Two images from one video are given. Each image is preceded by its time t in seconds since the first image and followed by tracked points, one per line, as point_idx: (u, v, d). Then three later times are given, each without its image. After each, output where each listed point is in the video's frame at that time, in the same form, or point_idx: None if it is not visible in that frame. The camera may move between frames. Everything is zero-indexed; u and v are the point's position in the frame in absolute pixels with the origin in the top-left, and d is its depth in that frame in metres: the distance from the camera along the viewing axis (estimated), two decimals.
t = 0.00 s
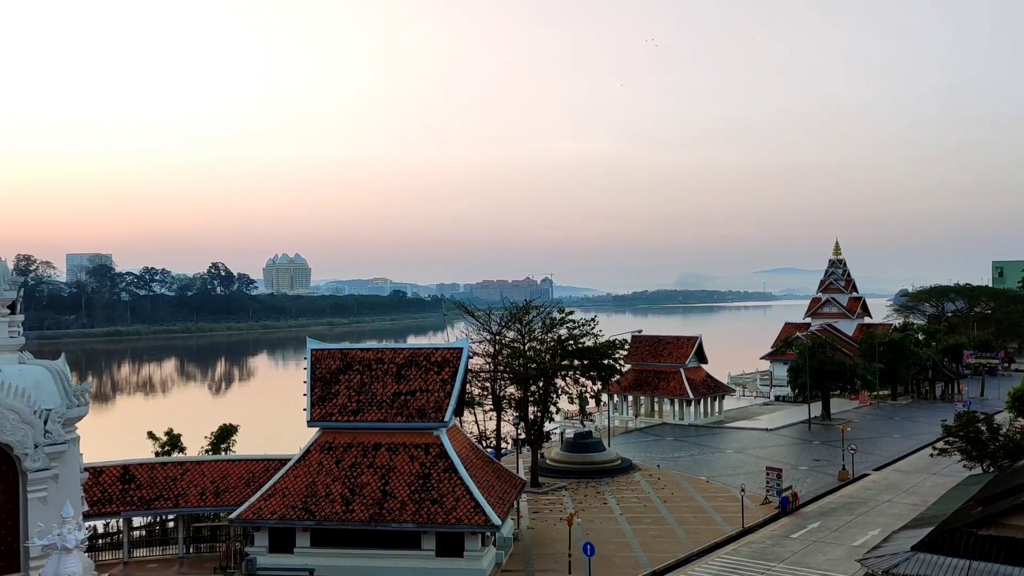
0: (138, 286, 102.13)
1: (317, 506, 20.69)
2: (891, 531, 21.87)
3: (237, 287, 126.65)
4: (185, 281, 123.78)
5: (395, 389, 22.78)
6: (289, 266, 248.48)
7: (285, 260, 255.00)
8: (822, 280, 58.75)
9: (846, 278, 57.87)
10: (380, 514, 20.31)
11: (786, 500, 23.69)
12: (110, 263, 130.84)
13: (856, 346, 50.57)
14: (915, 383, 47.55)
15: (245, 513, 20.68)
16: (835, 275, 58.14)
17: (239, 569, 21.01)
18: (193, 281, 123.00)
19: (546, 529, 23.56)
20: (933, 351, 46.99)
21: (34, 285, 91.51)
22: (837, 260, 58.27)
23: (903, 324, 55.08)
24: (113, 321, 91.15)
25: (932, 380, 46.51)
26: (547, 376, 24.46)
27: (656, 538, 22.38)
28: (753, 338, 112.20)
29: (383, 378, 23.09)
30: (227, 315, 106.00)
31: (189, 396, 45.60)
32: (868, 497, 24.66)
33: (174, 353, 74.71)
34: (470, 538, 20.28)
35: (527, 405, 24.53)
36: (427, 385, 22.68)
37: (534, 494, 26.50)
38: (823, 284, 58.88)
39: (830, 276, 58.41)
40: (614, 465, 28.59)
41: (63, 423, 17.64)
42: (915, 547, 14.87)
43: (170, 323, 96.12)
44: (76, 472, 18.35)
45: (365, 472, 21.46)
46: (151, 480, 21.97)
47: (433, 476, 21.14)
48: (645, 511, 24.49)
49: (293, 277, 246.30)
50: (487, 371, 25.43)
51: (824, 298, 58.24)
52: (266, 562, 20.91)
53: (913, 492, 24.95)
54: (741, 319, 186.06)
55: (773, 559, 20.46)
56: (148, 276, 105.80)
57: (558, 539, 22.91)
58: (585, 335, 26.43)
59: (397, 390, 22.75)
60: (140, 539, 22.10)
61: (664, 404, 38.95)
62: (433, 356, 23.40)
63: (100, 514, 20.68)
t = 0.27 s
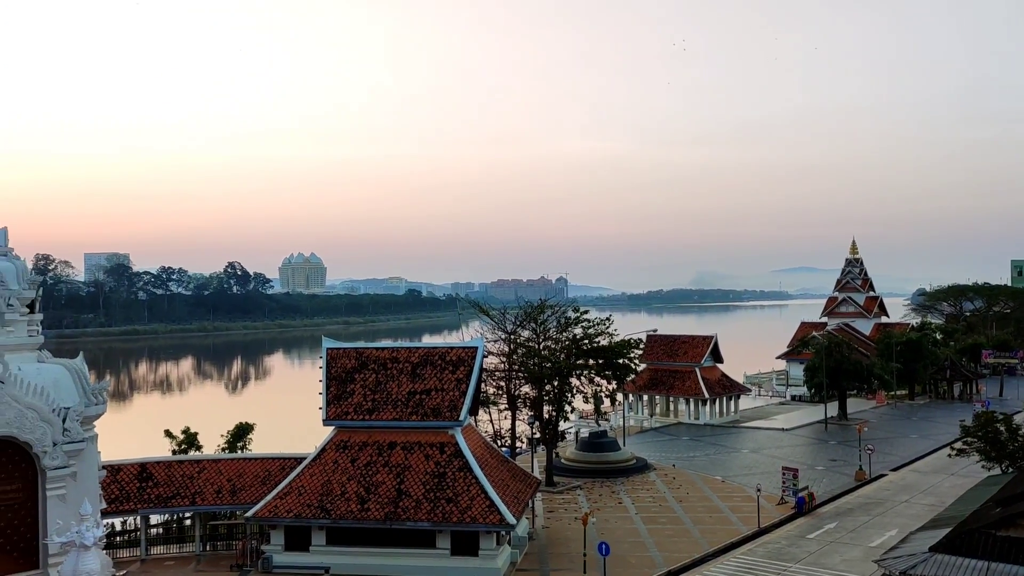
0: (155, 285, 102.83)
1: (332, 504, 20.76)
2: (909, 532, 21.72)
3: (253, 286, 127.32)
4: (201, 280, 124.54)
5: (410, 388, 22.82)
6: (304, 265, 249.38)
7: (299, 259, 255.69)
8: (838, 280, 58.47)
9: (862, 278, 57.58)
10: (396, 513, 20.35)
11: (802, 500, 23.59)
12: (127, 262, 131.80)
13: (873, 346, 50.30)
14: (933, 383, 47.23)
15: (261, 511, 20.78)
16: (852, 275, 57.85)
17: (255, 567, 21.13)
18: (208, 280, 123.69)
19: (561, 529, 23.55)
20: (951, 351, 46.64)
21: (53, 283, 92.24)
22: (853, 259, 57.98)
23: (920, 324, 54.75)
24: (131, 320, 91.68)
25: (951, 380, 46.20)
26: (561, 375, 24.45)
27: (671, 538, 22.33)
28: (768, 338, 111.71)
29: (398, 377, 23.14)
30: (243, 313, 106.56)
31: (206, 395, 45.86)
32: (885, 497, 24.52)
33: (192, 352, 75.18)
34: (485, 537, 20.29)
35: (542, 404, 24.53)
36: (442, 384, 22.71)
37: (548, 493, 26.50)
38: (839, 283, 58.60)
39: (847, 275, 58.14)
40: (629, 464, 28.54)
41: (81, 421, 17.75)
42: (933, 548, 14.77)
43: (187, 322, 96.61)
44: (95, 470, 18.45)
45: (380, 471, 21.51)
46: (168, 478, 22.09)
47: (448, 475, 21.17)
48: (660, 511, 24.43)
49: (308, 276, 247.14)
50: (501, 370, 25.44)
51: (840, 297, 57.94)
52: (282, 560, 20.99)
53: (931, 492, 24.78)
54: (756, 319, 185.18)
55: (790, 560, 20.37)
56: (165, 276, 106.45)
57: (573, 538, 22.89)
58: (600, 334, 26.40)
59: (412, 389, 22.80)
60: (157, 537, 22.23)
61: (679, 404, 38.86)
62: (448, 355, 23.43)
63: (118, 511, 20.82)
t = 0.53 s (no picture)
0: (174, 284, 103.59)
1: (350, 502, 20.84)
2: (929, 532, 21.56)
3: (272, 284, 127.96)
4: (219, 279, 125.30)
5: (427, 387, 22.88)
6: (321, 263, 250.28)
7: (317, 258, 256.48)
8: (857, 278, 58.11)
9: (882, 276, 57.20)
10: (413, 511, 20.40)
11: (820, 500, 23.45)
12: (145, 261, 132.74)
13: (893, 344, 49.98)
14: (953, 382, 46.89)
15: (280, 508, 20.89)
16: (871, 273, 57.50)
17: (273, 564, 21.24)
18: (226, 279, 124.43)
19: (578, 527, 23.53)
20: (972, 350, 46.26)
21: (74, 282, 92.95)
22: (873, 257, 57.62)
23: (941, 322, 54.33)
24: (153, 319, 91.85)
25: (971, 379, 45.83)
26: (578, 374, 24.44)
27: (688, 537, 22.26)
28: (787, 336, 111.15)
29: (415, 375, 23.19)
30: (262, 312, 107.15)
31: (226, 392, 46.15)
32: (905, 497, 24.34)
33: (211, 350, 75.62)
34: (502, 536, 20.30)
35: (559, 403, 24.53)
36: (458, 383, 22.74)
37: (565, 491, 26.50)
38: (858, 281, 58.25)
39: (866, 273, 57.80)
40: (646, 463, 28.49)
41: (102, 418, 17.88)
42: (952, 548, 14.66)
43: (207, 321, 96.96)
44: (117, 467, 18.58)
45: (398, 469, 21.57)
46: (187, 476, 22.23)
47: (465, 473, 21.19)
48: (677, 510, 24.36)
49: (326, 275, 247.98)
50: (518, 369, 25.46)
51: (859, 295, 57.59)
52: (300, 557, 21.09)
53: (951, 492, 24.57)
54: (773, 317, 184.07)
55: (808, 560, 20.26)
56: (184, 274, 107.17)
57: (590, 537, 22.87)
58: (616, 333, 26.36)
59: (429, 387, 22.85)
60: (177, 534, 22.40)
61: (696, 403, 38.74)
62: (465, 353, 23.46)
63: (138, 508, 20.98)
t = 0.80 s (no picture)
0: (196, 282, 104.43)
1: (370, 499, 20.92)
2: (952, 531, 21.36)
3: (291, 282, 128.72)
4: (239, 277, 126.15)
5: (446, 384, 22.93)
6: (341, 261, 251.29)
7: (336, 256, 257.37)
8: (879, 275, 57.68)
9: (903, 273, 56.75)
10: (432, 507, 20.46)
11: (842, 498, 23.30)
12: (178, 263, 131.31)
13: (915, 342, 49.61)
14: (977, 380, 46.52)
15: (300, 505, 21.01)
16: (893, 270, 57.05)
17: (294, 560, 21.37)
18: (246, 277, 125.26)
19: (597, 525, 23.50)
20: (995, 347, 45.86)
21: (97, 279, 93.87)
22: (895, 254, 57.17)
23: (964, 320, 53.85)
24: (172, 316, 92.87)
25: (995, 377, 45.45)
26: (597, 371, 24.43)
27: (708, 535, 22.18)
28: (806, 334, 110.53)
29: (434, 372, 23.25)
30: (282, 309, 107.79)
31: (248, 390, 46.47)
32: (927, 496, 24.13)
33: (233, 348, 76.17)
34: (521, 533, 20.31)
35: (577, 400, 24.53)
36: (477, 380, 22.77)
37: (584, 489, 26.49)
38: (879, 278, 57.81)
39: (888, 270, 57.36)
40: (665, 461, 28.42)
41: (124, 415, 18.12)
42: (976, 548, 14.52)
43: (227, 318, 97.76)
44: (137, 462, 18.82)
45: (417, 466, 21.64)
46: (209, 472, 22.40)
47: (484, 471, 21.22)
48: (696, 508, 24.28)
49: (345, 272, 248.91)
50: (536, 366, 25.48)
51: (881, 293, 57.13)
52: (320, 553, 21.21)
53: (975, 492, 24.33)
54: (792, 315, 182.95)
55: (829, 559, 20.13)
56: (205, 272, 107.98)
57: (608, 534, 22.84)
58: (635, 330, 26.32)
59: (448, 385, 22.90)
60: (199, 529, 22.59)
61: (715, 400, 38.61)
62: (484, 351, 23.48)
63: (160, 504, 21.17)
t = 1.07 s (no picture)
0: (217, 280, 105.13)
1: (390, 496, 21.00)
2: (976, 531, 21.15)
3: (312, 280, 129.38)
4: (260, 274, 126.90)
5: (465, 381, 22.97)
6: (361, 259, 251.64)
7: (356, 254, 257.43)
8: (901, 272, 57.17)
9: (926, 270, 56.21)
10: (452, 504, 20.52)
11: (864, 497, 23.14)
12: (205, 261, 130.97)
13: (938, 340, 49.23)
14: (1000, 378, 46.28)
15: (320, 501, 21.13)
16: (916, 267, 56.55)
17: (315, 556, 21.49)
18: (266, 274, 125.97)
19: (616, 523, 23.48)
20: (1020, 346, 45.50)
21: (121, 277, 94.69)
22: (918, 251, 56.64)
23: (988, 317, 53.36)
24: (194, 313, 93.49)
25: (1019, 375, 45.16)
26: (616, 369, 24.41)
27: (728, 533, 22.09)
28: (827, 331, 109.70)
29: (454, 370, 23.29)
30: (303, 307, 108.34)
31: (270, 387, 46.75)
32: (951, 495, 23.91)
33: (254, 345, 76.60)
34: (540, 530, 20.33)
35: (596, 398, 24.54)
36: (496, 377, 22.80)
37: (603, 487, 26.47)
38: (902, 275, 57.29)
39: (911, 267, 56.86)
40: (685, 459, 28.35)
41: (147, 411, 18.30)
42: (1000, 548, 14.37)
43: (247, 315, 98.37)
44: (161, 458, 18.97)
45: (436, 463, 21.70)
46: (230, 468, 22.56)
47: (503, 468, 21.25)
48: (716, 506, 24.19)
49: (365, 270, 249.24)
50: (556, 364, 25.48)
51: (904, 290, 56.61)
52: (341, 549, 21.32)
53: (999, 491, 24.07)
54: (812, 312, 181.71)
55: (850, 558, 19.99)
56: (225, 270, 108.67)
57: (628, 532, 22.80)
58: (655, 328, 26.27)
59: (467, 382, 22.94)
60: (221, 525, 22.78)
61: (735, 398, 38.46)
62: (503, 348, 23.48)
63: (183, 500, 21.36)
